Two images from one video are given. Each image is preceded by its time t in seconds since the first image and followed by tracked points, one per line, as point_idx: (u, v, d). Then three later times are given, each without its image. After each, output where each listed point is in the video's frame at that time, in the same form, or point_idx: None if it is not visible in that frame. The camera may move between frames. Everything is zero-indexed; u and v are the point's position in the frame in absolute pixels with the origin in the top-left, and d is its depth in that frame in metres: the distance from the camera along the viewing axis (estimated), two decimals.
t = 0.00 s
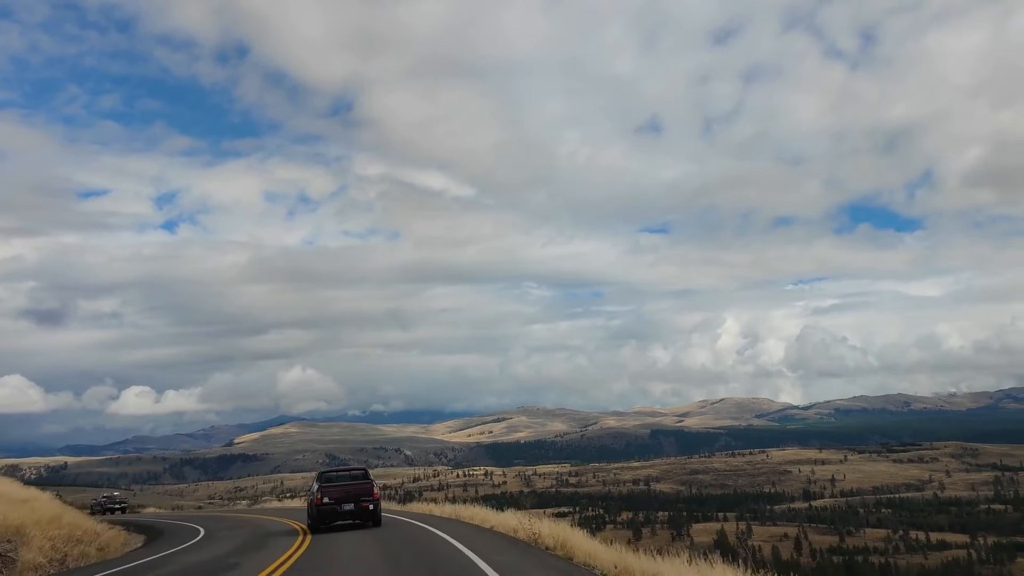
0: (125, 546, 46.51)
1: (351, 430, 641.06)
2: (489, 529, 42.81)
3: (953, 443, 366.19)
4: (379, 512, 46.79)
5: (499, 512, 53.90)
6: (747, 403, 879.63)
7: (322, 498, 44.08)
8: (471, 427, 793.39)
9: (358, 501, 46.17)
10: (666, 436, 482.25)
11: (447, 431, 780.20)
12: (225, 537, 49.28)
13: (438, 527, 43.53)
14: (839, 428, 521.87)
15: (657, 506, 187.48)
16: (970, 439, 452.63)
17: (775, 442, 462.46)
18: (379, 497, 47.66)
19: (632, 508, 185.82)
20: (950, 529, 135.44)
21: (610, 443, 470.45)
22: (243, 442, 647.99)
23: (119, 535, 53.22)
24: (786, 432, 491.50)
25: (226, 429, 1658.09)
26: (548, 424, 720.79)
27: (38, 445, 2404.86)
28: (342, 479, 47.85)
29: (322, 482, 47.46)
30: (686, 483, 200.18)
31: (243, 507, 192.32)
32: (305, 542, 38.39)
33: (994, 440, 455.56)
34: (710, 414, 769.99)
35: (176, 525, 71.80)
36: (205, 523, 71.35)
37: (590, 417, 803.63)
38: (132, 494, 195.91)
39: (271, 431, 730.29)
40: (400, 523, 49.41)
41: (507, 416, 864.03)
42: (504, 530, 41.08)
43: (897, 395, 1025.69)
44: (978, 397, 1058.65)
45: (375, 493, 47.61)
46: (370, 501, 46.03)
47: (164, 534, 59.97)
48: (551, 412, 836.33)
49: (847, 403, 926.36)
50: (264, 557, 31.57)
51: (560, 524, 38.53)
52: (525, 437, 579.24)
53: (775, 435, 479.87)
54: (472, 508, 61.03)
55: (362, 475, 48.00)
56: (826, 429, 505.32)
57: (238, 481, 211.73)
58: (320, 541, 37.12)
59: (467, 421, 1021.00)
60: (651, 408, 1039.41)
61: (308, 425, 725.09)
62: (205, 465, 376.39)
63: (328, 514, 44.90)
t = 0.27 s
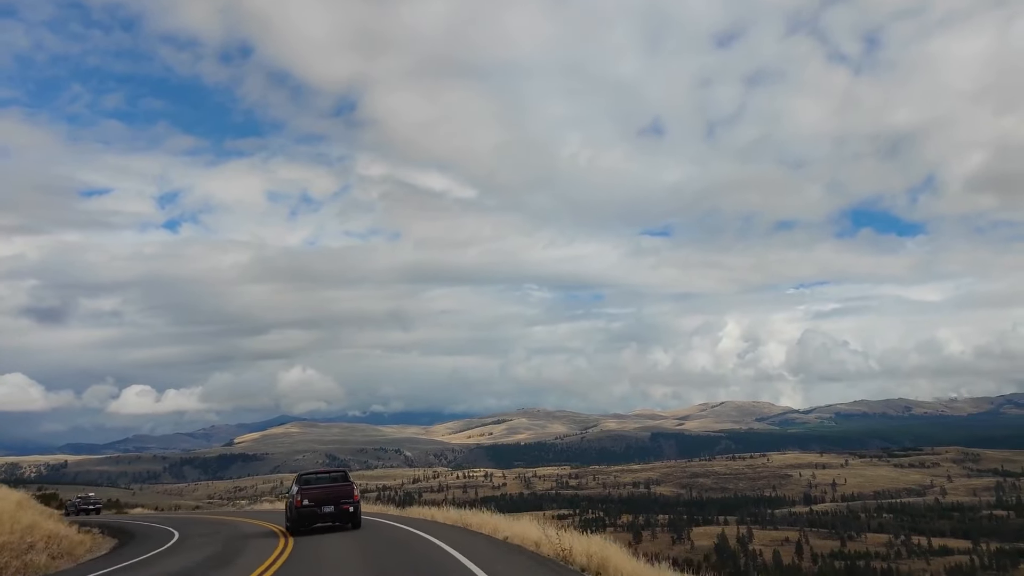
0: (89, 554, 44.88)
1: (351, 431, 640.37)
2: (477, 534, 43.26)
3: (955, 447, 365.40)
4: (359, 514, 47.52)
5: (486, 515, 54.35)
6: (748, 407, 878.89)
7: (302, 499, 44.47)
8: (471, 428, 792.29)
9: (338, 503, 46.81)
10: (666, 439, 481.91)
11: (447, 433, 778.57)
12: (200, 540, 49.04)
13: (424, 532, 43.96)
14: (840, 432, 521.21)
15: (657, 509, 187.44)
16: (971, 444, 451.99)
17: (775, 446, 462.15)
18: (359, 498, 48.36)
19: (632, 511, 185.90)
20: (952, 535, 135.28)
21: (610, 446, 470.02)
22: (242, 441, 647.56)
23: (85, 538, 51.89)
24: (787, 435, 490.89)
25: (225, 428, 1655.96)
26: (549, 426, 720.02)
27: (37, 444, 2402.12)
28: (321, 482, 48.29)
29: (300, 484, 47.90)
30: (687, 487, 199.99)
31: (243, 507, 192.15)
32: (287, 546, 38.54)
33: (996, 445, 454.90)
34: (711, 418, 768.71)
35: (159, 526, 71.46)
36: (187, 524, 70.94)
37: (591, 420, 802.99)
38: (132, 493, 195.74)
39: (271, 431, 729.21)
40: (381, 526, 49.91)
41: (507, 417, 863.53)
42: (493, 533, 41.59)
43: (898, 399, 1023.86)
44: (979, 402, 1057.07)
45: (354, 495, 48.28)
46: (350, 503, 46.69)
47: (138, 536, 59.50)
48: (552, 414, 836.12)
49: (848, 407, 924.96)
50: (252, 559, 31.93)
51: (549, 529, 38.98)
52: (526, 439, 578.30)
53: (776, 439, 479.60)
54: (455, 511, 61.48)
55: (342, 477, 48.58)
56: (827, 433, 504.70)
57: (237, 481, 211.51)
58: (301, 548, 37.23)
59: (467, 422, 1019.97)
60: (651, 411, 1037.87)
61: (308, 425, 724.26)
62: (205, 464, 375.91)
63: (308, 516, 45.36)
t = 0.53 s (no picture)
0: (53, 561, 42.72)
1: (354, 432, 640.52)
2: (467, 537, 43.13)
3: (959, 453, 364.45)
4: (338, 516, 47.94)
5: (468, 518, 54.93)
6: (751, 411, 876.97)
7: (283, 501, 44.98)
8: (473, 430, 792.41)
9: (317, 505, 47.19)
10: (669, 442, 481.16)
11: (450, 434, 778.20)
12: (176, 544, 48.73)
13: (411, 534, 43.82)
14: (844, 436, 520.38)
15: (660, 512, 187.48)
16: (976, 450, 450.67)
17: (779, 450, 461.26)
18: (338, 500, 49.01)
19: (636, 514, 186.11)
20: (957, 541, 135.04)
21: (613, 448, 469.74)
22: (246, 441, 648.11)
23: (52, 544, 49.90)
24: (790, 439, 490.06)
25: (229, 428, 1657.33)
26: (551, 429, 719.21)
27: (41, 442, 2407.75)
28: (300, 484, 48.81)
29: (278, 488, 48.30)
30: (690, 490, 199.84)
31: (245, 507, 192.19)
32: (270, 549, 38.63)
33: (1001, 451, 453.52)
34: (715, 421, 768.22)
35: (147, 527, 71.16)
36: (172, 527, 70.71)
37: (594, 422, 802.31)
38: (135, 493, 196.15)
39: (274, 431, 729.43)
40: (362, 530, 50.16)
41: (511, 419, 863.39)
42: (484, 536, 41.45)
43: (902, 404, 1021.35)
44: (984, 407, 1053.81)
45: (335, 497, 48.73)
46: (330, 506, 47.18)
47: (117, 539, 59.05)
48: (555, 416, 835.49)
49: (851, 412, 923.53)
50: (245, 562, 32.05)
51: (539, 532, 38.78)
52: (529, 440, 578.11)
53: (779, 443, 478.65)
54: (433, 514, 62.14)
55: (321, 479, 49.15)
56: (831, 437, 503.67)
57: (240, 480, 211.43)
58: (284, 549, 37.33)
59: (470, 423, 1019.75)
60: (655, 414, 1036.31)
61: (311, 425, 724.54)
62: (208, 464, 375.92)
63: (288, 518, 45.70)
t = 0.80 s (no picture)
0: (12, 568, 40.11)
1: (359, 432, 641.04)
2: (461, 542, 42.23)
3: (966, 458, 362.77)
4: (316, 518, 47.75)
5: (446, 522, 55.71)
6: (756, 414, 875.45)
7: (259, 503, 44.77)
8: (478, 432, 792.48)
9: (296, 507, 46.98)
10: (673, 445, 480.45)
11: (455, 436, 778.79)
12: (157, 544, 48.50)
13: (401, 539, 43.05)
14: (850, 440, 518.79)
15: (665, 515, 187.30)
16: (983, 455, 448.71)
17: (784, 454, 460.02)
18: (317, 502, 48.82)
19: (641, 517, 186.13)
20: (966, 546, 134.34)
21: (618, 451, 469.17)
22: (251, 442, 649.01)
23: (19, 548, 48.69)
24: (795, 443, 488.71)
25: (234, 428, 1661.44)
26: (556, 431, 718.97)
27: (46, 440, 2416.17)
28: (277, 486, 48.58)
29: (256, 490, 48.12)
30: (695, 493, 199.34)
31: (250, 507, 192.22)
32: (251, 551, 38.50)
33: (1008, 456, 451.29)
34: (720, 424, 766.56)
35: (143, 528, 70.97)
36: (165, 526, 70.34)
37: (599, 424, 801.57)
38: (140, 493, 196.46)
39: (279, 431, 730.57)
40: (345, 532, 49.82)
41: (515, 421, 863.37)
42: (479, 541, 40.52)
43: (908, 408, 1017.97)
44: (991, 412, 1049.40)
45: (314, 498, 48.47)
46: (308, 508, 47.03)
47: (103, 540, 58.54)
48: (560, 418, 835.78)
49: (857, 416, 921.10)
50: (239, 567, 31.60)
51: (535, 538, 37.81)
52: (534, 442, 577.65)
53: (785, 447, 477.57)
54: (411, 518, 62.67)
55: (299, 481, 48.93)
56: (836, 442, 502.27)
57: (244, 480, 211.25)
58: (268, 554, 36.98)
59: (475, 425, 1020.20)
60: (660, 416, 1034.85)
61: (316, 426, 725.45)
62: (213, 464, 376.57)
63: (265, 520, 45.49)
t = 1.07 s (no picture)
0: None
1: (365, 433, 642.14)
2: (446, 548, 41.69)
3: (975, 463, 361.10)
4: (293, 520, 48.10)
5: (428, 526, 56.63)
6: (764, 416, 872.65)
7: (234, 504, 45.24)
8: (485, 433, 792.88)
9: (272, 509, 47.36)
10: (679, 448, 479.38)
11: (461, 437, 779.56)
12: (128, 547, 48.83)
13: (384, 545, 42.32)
14: (857, 444, 516.89)
15: (672, 518, 187.15)
16: (993, 460, 446.28)
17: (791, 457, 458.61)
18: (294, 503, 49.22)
19: (648, 520, 186.23)
20: (975, 552, 133.68)
21: (624, 453, 468.68)
22: (258, 442, 650.89)
23: None
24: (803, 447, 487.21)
25: (242, 428, 1665.88)
26: (563, 433, 718.08)
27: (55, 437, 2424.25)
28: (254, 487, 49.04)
29: (234, 492, 48.76)
30: (702, 496, 198.94)
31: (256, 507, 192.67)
32: (229, 555, 38.78)
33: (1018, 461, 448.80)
34: (727, 427, 764.83)
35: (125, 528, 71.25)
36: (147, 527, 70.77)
37: (606, 427, 800.81)
38: (148, 492, 196.81)
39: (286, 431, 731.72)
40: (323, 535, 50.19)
41: (522, 423, 863.56)
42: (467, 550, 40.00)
43: (916, 412, 1013.37)
44: (1000, 417, 1043.80)
45: (289, 501, 48.89)
46: (285, 510, 47.34)
47: (84, 540, 58.75)
48: (566, 420, 835.28)
49: (865, 419, 918.02)
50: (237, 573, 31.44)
51: (524, 544, 37.25)
52: (540, 444, 577.92)
53: (792, 450, 475.95)
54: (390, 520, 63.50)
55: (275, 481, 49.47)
56: (844, 445, 500.30)
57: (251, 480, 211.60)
58: (248, 560, 36.75)
59: (481, 426, 1020.71)
60: (666, 419, 1033.25)
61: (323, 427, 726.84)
62: (220, 463, 377.89)
63: (242, 522, 45.82)
